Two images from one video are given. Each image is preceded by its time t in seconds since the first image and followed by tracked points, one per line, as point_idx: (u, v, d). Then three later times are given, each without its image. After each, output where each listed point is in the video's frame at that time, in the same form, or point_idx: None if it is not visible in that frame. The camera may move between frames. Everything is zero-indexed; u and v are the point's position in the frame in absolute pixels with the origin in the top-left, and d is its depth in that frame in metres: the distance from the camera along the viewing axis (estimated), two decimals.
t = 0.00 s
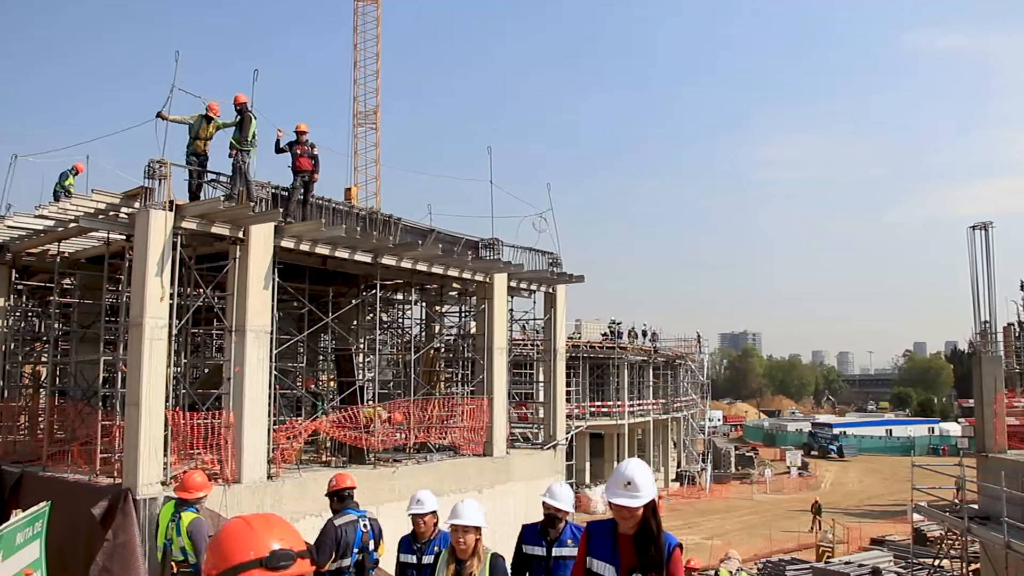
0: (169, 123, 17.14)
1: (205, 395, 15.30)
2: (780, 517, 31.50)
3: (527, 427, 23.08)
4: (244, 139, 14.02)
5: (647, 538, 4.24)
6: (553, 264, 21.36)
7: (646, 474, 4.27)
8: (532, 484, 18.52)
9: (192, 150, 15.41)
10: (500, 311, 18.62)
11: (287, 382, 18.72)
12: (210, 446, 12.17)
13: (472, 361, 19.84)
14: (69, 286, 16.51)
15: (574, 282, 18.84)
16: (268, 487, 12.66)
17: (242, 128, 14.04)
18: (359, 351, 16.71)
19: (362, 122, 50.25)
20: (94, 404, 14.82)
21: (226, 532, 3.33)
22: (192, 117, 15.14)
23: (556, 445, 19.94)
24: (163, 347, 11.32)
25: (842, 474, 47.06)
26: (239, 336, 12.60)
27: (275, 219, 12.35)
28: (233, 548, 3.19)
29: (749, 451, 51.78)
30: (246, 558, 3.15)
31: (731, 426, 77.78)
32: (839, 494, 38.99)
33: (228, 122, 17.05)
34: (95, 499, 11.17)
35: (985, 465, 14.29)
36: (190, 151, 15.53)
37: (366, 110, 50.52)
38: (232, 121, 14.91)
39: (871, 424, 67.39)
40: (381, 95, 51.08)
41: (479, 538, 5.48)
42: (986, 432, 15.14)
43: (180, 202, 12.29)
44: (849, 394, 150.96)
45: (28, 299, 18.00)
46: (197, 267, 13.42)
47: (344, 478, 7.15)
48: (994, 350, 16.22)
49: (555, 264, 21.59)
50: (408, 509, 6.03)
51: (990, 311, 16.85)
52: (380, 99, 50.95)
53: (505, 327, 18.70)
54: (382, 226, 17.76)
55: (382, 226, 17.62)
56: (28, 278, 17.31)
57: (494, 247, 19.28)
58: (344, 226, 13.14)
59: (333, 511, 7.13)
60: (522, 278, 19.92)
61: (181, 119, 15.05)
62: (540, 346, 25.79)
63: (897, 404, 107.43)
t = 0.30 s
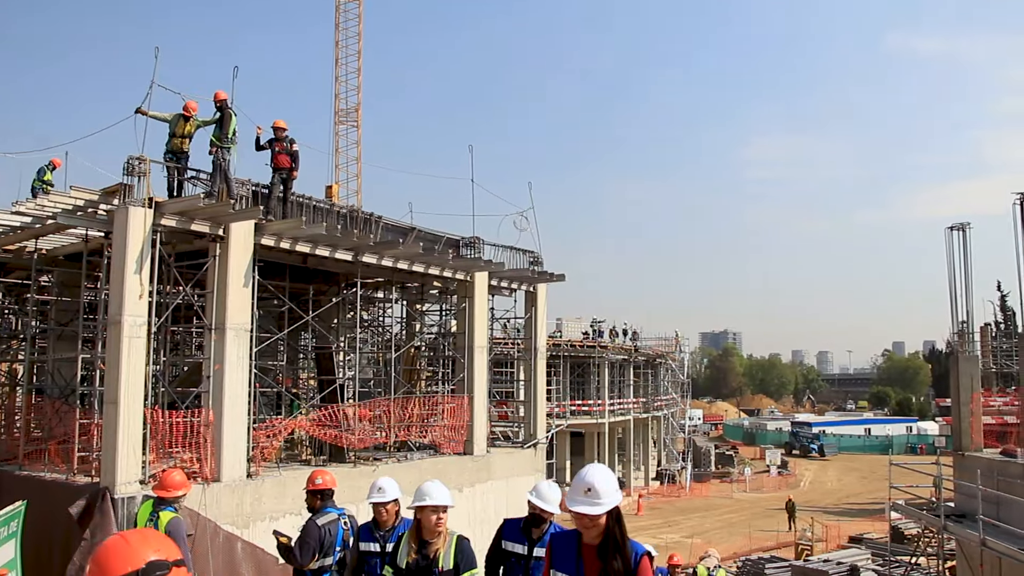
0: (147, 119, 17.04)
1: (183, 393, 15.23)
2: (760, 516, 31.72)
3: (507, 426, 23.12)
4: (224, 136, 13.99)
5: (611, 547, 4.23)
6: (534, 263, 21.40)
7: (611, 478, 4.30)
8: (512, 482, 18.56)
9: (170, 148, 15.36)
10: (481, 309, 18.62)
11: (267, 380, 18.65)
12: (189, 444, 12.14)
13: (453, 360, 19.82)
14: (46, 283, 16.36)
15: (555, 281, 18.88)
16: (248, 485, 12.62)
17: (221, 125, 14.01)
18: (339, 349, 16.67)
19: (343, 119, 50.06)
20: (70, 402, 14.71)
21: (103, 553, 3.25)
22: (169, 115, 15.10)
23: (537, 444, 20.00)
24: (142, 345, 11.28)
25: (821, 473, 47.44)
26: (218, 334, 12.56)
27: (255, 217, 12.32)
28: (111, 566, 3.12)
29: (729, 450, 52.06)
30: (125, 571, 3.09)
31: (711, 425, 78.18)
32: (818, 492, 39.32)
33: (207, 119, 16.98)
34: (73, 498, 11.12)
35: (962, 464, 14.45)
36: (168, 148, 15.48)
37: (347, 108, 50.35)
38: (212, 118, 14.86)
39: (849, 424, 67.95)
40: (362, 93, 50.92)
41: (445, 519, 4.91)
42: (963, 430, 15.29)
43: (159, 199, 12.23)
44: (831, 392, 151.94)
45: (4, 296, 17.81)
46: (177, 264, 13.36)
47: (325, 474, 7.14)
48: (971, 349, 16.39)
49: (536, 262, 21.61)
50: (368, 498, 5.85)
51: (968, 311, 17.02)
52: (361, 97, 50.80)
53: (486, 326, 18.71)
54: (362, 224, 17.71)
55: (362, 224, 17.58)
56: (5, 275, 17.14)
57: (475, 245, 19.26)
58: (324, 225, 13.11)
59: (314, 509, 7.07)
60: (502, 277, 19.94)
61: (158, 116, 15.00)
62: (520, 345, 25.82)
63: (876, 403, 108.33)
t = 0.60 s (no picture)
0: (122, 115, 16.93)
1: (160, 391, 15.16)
2: (738, 514, 31.90)
3: (487, 424, 23.14)
4: (202, 133, 13.94)
5: (557, 562, 4.03)
6: (513, 262, 21.41)
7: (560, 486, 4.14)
8: (490, 481, 18.61)
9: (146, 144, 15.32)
10: (460, 307, 18.61)
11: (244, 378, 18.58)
12: (166, 443, 12.08)
13: (432, 358, 19.80)
14: (20, 281, 16.21)
15: (534, 280, 18.93)
16: (226, 484, 12.57)
17: (200, 121, 13.96)
18: (318, 347, 16.62)
19: (324, 117, 49.86)
20: (44, 401, 14.60)
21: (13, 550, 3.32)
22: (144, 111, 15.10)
23: (516, 442, 20.05)
24: (119, 343, 11.23)
25: (798, 472, 47.78)
26: (196, 332, 12.50)
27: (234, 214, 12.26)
28: (23, 558, 3.21)
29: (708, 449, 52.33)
30: (38, 565, 3.19)
31: (689, 425, 78.51)
32: (796, 491, 39.59)
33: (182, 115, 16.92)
34: (47, 497, 11.04)
35: (937, 462, 14.60)
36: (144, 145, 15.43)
37: (327, 106, 50.17)
38: (191, 115, 14.78)
39: (827, 423, 68.41)
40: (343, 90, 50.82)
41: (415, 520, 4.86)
42: (938, 429, 15.38)
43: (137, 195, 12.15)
44: (811, 391, 152.98)
45: None
46: (155, 261, 13.28)
47: (304, 472, 7.06)
48: (947, 348, 16.56)
49: (515, 261, 21.60)
50: (338, 500, 5.80)
51: (943, 311, 17.19)
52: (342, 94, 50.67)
53: (465, 324, 18.69)
54: (342, 222, 17.65)
55: (342, 222, 17.52)
56: None
57: (455, 243, 19.24)
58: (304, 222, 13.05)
59: (291, 508, 6.96)
60: (481, 275, 19.94)
61: (134, 112, 14.98)
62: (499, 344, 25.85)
63: (854, 402, 109.07)
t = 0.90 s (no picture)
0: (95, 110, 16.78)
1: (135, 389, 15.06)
2: (716, 513, 32.07)
3: (465, 423, 23.16)
4: (180, 130, 13.89)
5: None
6: (492, 261, 21.42)
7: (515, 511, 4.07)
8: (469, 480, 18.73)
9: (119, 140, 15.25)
10: (439, 307, 18.60)
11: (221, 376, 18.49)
12: (142, 441, 12.01)
13: (410, 357, 19.76)
14: None
15: (514, 279, 18.96)
16: (202, 483, 12.51)
17: (178, 117, 13.89)
18: (296, 346, 16.56)
19: (303, 114, 49.57)
20: (16, 399, 14.46)
21: None
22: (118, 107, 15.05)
23: (494, 441, 20.10)
24: (94, 341, 11.14)
25: (776, 471, 48.10)
26: (173, 330, 12.42)
27: (212, 211, 12.20)
28: None
29: (686, 448, 52.56)
30: None
31: (667, 424, 78.86)
32: (773, 490, 39.88)
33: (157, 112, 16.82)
34: (20, 497, 10.94)
35: (911, 462, 14.74)
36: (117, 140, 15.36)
37: (306, 103, 49.92)
38: (168, 110, 14.62)
39: (804, 422, 68.87)
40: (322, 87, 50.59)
41: (382, 516, 4.77)
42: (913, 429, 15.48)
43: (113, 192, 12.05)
44: (791, 390, 154.01)
45: None
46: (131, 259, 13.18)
47: (279, 470, 6.91)
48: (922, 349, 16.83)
49: (494, 260, 21.60)
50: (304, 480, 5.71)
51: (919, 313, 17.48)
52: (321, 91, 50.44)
53: (443, 323, 18.69)
54: (321, 220, 17.58)
55: (320, 220, 17.44)
56: None
57: (434, 242, 19.22)
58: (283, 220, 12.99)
59: (266, 505, 6.90)
60: (460, 274, 19.94)
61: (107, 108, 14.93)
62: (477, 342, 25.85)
63: (831, 401, 109.91)
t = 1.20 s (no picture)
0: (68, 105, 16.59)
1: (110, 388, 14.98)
2: (693, 512, 32.23)
3: (443, 422, 23.22)
4: (156, 126, 13.81)
5: None
6: (471, 260, 21.39)
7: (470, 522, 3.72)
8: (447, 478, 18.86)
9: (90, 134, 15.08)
10: (418, 306, 18.58)
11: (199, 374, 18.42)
12: (118, 440, 11.95)
13: (389, 356, 19.73)
14: None
15: (492, 279, 18.92)
16: (178, 483, 12.45)
17: (155, 113, 13.81)
18: (274, 344, 16.51)
19: (282, 112, 49.28)
20: None
21: None
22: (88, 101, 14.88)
23: (472, 440, 20.11)
24: (69, 338, 11.05)
25: (753, 470, 48.44)
26: (150, 327, 12.35)
27: (189, 209, 12.14)
28: None
29: (665, 447, 52.80)
30: None
31: (646, 423, 79.21)
32: (751, 489, 40.15)
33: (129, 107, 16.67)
34: None
35: (886, 461, 14.84)
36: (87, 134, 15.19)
37: (285, 100, 49.66)
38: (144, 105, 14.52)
39: (782, 422, 69.33)
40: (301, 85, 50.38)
41: (348, 512, 4.75)
42: (889, 429, 15.50)
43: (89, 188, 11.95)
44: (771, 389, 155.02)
45: None
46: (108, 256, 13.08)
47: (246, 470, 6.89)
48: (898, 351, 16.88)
49: (473, 259, 21.58)
50: (263, 473, 5.68)
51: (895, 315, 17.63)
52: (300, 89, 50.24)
53: (422, 323, 18.67)
54: (299, 218, 17.50)
55: (299, 218, 17.35)
56: None
57: (413, 241, 19.19)
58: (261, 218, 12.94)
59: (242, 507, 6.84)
60: (439, 273, 19.93)
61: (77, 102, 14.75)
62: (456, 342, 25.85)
63: (808, 401, 110.74)
